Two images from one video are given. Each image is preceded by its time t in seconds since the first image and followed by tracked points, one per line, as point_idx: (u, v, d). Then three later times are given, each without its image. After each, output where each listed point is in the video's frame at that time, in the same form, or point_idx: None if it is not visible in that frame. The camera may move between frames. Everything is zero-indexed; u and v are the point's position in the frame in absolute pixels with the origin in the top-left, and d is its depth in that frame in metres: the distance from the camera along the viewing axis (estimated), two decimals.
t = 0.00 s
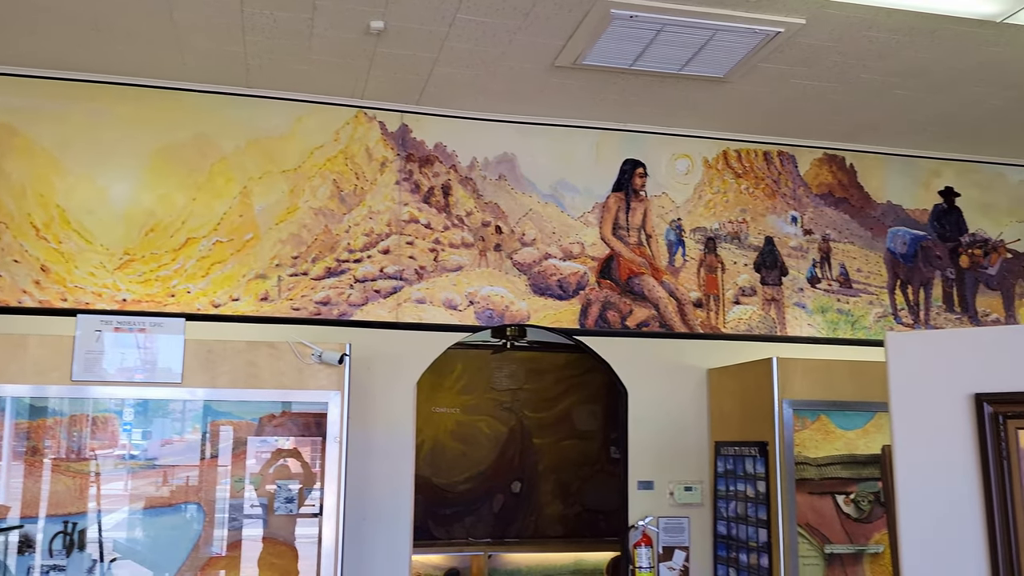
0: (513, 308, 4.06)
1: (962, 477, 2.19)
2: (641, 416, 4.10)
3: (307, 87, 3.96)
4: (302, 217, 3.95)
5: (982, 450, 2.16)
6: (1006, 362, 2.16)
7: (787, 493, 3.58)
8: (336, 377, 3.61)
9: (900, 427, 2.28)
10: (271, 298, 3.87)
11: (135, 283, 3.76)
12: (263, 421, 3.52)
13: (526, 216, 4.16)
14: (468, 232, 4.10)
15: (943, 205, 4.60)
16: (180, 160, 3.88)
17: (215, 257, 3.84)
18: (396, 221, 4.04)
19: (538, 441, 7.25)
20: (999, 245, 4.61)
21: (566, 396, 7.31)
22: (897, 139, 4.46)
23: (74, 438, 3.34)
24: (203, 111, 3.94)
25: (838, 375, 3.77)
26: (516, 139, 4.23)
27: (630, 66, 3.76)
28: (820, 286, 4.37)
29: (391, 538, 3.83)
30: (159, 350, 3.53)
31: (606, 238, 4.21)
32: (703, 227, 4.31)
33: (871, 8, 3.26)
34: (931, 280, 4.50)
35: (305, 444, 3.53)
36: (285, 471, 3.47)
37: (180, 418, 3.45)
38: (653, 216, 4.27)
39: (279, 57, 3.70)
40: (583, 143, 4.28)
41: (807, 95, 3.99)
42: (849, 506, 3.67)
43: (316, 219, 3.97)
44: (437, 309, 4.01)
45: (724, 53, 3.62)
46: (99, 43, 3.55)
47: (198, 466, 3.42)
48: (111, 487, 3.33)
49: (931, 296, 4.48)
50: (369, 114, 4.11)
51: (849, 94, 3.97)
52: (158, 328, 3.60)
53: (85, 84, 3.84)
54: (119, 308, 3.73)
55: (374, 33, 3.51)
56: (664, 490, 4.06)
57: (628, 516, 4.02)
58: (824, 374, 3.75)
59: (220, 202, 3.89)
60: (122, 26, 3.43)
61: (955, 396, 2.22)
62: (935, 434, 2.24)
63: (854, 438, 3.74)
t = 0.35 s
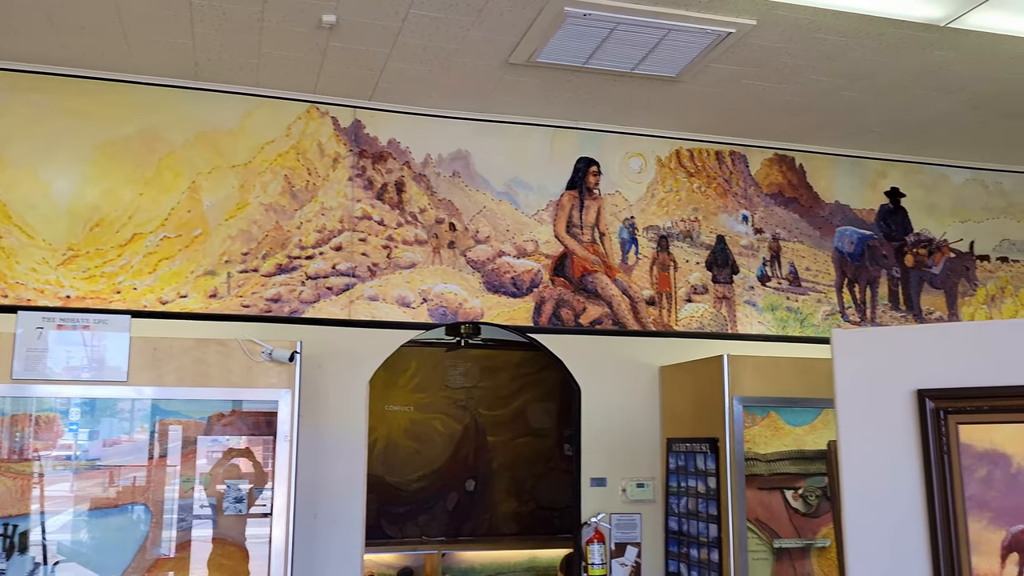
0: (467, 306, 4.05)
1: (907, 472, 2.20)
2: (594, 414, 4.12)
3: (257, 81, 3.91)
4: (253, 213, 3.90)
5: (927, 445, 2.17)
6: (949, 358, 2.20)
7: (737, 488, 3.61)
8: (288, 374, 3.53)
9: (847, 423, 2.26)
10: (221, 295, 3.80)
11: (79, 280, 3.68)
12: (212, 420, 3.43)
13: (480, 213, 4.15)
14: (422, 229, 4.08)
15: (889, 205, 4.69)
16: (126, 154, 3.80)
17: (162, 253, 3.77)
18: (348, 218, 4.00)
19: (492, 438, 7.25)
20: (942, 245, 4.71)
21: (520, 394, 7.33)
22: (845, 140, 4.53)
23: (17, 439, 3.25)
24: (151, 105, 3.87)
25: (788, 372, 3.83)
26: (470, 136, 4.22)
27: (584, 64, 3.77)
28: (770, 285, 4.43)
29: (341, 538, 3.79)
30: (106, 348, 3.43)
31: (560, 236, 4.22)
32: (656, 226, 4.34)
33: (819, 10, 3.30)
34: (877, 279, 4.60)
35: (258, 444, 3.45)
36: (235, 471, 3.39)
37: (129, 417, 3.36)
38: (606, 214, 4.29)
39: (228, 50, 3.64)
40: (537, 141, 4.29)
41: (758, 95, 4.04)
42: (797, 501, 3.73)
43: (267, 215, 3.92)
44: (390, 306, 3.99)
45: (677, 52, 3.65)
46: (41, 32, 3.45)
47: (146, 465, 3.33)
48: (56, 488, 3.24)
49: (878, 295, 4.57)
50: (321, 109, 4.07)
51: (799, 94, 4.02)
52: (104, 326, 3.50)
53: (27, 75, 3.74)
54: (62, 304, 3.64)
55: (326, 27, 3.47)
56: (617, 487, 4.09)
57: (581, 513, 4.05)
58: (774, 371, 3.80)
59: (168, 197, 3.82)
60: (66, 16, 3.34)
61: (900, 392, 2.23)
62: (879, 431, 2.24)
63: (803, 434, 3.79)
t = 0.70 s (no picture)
0: (424, 303, 4.03)
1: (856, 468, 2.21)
2: (550, 411, 4.13)
3: (210, 75, 3.85)
4: (205, 209, 3.84)
5: (874, 440, 2.19)
6: (894, 353, 2.20)
7: (690, 484, 3.64)
8: (240, 372, 3.47)
9: (798, 420, 2.28)
10: (172, 292, 3.74)
11: (25, 276, 3.59)
12: (162, 420, 3.35)
13: (437, 210, 4.14)
14: (378, 226, 4.05)
15: (840, 205, 4.77)
16: (74, 148, 3.72)
17: (112, 249, 3.70)
18: (304, 214, 3.97)
19: (449, 437, 7.23)
20: (892, 244, 4.81)
21: (477, 392, 7.33)
22: (799, 140, 4.60)
23: None
24: (100, 98, 3.79)
25: (742, 368, 3.87)
26: (427, 133, 4.20)
27: (540, 61, 3.77)
28: (724, 283, 4.48)
29: (295, 538, 3.76)
30: (55, 346, 3.34)
31: (517, 234, 4.22)
32: (613, 224, 4.36)
33: (773, 11, 3.34)
34: (829, 277, 4.67)
35: (212, 444, 3.39)
36: (185, 471, 3.32)
37: (79, 417, 3.27)
38: (564, 212, 4.30)
39: (180, 43, 3.57)
40: (494, 138, 4.28)
41: (713, 95, 4.08)
42: (751, 496, 3.76)
43: (220, 211, 3.86)
44: (346, 303, 3.95)
45: (633, 51, 3.66)
46: None
47: (96, 466, 3.25)
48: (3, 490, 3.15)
49: (829, 293, 4.65)
50: (276, 104, 4.02)
51: (753, 95, 4.07)
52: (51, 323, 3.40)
53: None
54: (7, 301, 3.55)
55: (280, 21, 3.42)
56: (573, 484, 4.11)
57: (538, 510, 4.05)
58: (727, 367, 3.84)
59: (118, 192, 3.75)
60: (10, 5, 3.25)
61: (849, 388, 2.25)
62: (830, 427, 2.26)
63: (756, 430, 3.83)
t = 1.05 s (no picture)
0: (381, 300, 4.01)
1: (807, 463, 2.20)
2: (507, 408, 4.13)
3: (162, 67, 3.78)
4: (157, 203, 3.78)
5: (825, 433, 2.18)
6: (847, 349, 2.20)
7: (647, 481, 3.66)
8: (193, 370, 3.41)
9: (751, 417, 2.25)
10: (123, 288, 3.67)
11: None
12: (112, 419, 3.29)
13: (394, 206, 4.12)
14: (335, 222, 4.02)
15: (794, 204, 4.84)
16: (21, 141, 3.63)
17: (60, 245, 3.62)
18: (258, 210, 3.92)
19: (407, 434, 7.19)
20: (844, 243, 4.89)
21: (434, 391, 7.31)
22: (754, 139, 4.66)
23: None
24: (48, 90, 3.71)
25: (697, 365, 3.90)
26: (384, 129, 4.18)
27: (498, 58, 3.76)
28: (681, 280, 4.52)
29: (249, 537, 3.71)
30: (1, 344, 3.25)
31: (475, 231, 4.22)
32: (570, 221, 4.38)
33: (729, 11, 3.37)
34: (783, 275, 4.74)
35: (166, 443, 3.32)
36: (135, 471, 3.25)
37: (26, 416, 3.19)
38: (521, 209, 4.30)
39: (130, 34, 3.50)
40: (452, 135, 4.27)
41: (670, 93, 4.11)
42: (706, 491, 3.79)
43: (172, 206, 3.80)
44: (302, 300, 3.92)
45: (590, 49, 3.68)
46: None
47: (45, 466, 3.17)
48: None
49: (783, 291, 4.72)
50: (230, 98, 3.97)
51: (709, 94, 4.11)
52: None
53: None
54: None
55: (234, 14, 3.37)
56: (530, 481, 4.12)
57: (495, 507, 4.05)
58: (683, 364, 3.87)
59: (67, 186, 3.67)
60: None
61: (800, 383, 2.24)
62: (784, 424, 2.24)
63: (712, 427, 3.87)
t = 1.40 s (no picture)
0: (341, 296, 3.98)
1: (763, 459, 2.20)
2: (468, 404, 4.13)
3: (117, 58, 3.71)
4: (112, 197, 3.71)
5: (781, 428, 2.18)
6: (801, 344, 2.21)
7: (607, 477, 3.68)
8: (148, 367, 3.34)
9: (709, 414, 2.24)
10: (76, 283, 3.60)
11: None
12: (65, 416, 3.21)
13: (355, 201, 4.09)
14: (294, 217, 3.99)
15: (753, 201, 4.90)
16: None
17: (10, 239, 3.54)
18: (216, 204, 3.87)
19: (368, 431, 7.16)
20: (802, 240, 4.96)
21: (395, 387, 7.29)
22: (714, 138, 4.70)
23: None
24: None
25: (657, 360, 3.93)
26: (344, 124, 4.15)
27: (460, 53, 3.75)
28: (642, 277, 4.55)
29: (204, 536, 3.65)
30: None
31: (436, 226, 4.21)
32: (532, 218, 4.39)
33: (690, 9, 3.39)
34: (742, 272, 4.80)
35: (121, 441, 3.25)
36: (89, 469, 3.19)
37: None
38: (483, 205, 4.30)
39: (84, 24, 3.43)
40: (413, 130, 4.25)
41: (631, 91, 4.13)
42: (665, 486, 3.81)
43: (127, 199, 3.74)
44: (260, 296, 3.87)
45: (552, 45, 3.68)
46: None
47: None
48: None
49: (742, 287, 4.78)
50: (187, 90, 3.91)
51: (670, 92, 4.14)
52: None
53: None
54: None
55: (191, 5, 3.31)
56: (491, 477, 4.11)
57: (456, 503, 4.05)
58: (643, 359, 3.90)
59: (17, 178, 3.59)
60: None
61: (757, 379, 2.23)
62: (740, 419, 2.23)
63: (672, 422, 3.89)
